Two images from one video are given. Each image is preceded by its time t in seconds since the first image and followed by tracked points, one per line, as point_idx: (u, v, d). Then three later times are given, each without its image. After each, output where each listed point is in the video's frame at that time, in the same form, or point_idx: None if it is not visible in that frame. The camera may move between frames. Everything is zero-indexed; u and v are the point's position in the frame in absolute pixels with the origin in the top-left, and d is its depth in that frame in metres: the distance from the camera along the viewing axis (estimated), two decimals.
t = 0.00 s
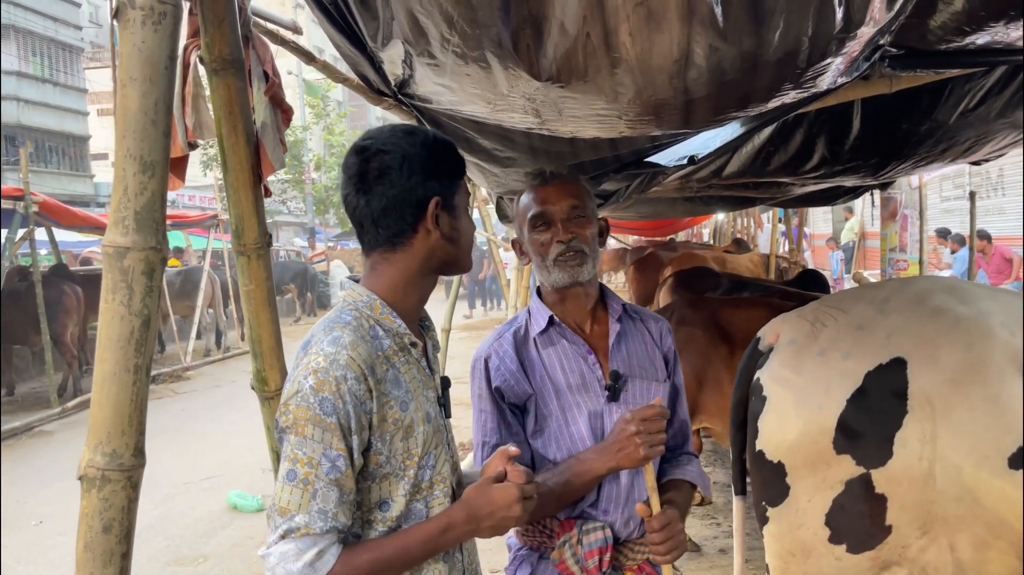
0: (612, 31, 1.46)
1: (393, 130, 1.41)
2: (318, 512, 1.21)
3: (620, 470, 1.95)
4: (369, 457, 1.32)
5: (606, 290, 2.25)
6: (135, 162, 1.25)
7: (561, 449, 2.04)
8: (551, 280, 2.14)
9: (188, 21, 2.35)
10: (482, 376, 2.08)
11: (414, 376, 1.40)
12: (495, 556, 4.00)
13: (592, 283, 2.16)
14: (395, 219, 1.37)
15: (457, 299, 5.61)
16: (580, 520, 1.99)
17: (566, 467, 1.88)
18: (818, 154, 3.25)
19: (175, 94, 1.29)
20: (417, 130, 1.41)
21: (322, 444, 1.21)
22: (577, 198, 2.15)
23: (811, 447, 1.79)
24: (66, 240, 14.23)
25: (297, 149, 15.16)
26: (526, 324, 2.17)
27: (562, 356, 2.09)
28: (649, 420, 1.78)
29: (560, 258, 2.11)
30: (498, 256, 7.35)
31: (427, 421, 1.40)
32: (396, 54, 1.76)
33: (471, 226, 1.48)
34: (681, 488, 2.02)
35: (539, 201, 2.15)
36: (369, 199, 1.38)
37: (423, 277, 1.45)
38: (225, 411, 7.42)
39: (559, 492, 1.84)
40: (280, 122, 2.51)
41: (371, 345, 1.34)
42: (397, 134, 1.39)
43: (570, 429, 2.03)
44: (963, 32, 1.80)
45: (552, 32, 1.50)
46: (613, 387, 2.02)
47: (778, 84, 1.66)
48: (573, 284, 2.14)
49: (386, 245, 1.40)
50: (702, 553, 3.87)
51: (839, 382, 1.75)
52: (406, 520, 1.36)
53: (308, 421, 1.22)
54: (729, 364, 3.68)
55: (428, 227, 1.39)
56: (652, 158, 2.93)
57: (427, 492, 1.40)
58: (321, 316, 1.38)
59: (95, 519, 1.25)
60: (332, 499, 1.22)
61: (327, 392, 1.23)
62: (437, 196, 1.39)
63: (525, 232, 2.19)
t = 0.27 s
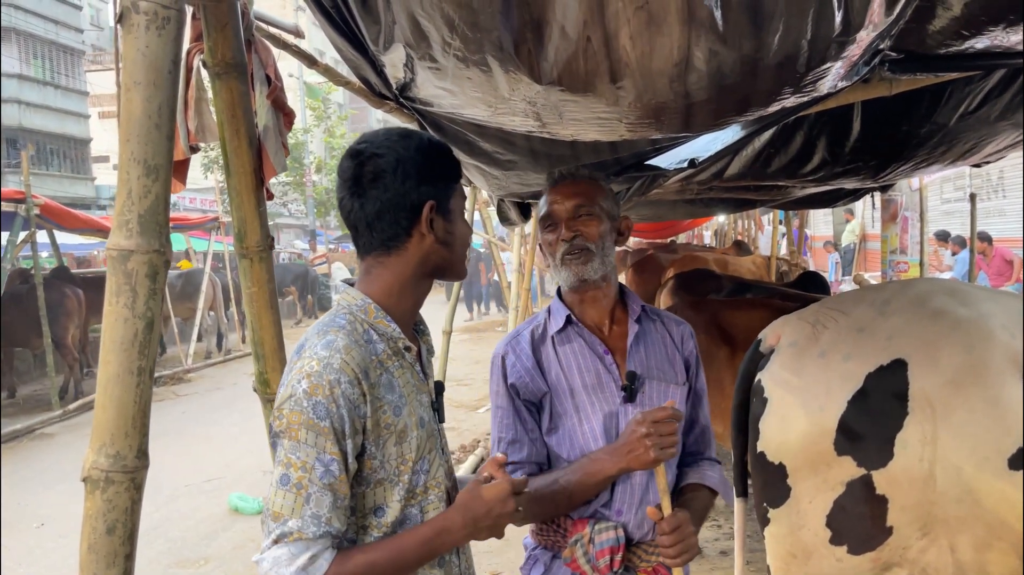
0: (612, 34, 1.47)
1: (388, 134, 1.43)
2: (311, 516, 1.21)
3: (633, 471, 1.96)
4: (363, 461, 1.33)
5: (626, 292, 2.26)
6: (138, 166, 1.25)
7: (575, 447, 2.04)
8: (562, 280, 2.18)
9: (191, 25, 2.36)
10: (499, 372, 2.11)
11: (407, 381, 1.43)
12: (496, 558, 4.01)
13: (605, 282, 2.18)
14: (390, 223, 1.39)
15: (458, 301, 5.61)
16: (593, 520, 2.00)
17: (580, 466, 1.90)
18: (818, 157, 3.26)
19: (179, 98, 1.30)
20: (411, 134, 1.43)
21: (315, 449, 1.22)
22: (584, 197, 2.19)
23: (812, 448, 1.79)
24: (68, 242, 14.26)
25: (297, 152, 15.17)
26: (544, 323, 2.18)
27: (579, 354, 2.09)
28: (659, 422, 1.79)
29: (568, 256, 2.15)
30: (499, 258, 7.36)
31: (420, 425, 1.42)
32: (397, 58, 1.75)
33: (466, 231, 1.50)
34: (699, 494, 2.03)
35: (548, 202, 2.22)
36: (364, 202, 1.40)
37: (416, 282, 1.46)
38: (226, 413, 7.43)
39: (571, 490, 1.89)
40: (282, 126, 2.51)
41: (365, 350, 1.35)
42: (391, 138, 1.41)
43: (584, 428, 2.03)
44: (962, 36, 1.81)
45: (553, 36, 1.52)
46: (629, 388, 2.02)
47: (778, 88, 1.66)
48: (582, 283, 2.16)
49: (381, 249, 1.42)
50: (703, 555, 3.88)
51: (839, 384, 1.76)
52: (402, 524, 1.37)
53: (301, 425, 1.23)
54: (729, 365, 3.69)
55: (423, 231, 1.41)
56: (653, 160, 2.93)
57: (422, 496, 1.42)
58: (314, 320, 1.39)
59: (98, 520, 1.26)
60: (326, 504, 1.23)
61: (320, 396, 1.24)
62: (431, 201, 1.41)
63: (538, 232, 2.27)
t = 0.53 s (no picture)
0: (612, 38, 1.48)
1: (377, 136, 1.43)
2: (298, 522, 1.22)
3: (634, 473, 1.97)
4: (350, 467, 1.34)
5: (633, 293, 2.26)
6: (142, 169, 1.26)
7: (576, 448, 2.06)
8: (571, 279, 2.19)
9: (193, 29, 2.37)
10: (504, 371, 2.15)
11: (395, 386, 1.42)
12: (497, 560, 4.01)
13: (613, 280, 2.18)
14: (377, 226, 1.40)
15: (458, 304, 5.62)
16: (592, 521, 2.01)
17: (579, 467, 1.92)
18: (817, 160, 3.27)
19: (182, 102, 1.31)
20: (400, 137, 1.43)
21: (302, 453, 1.23)
22: (592, 196, 2.21)
23: (812, 449, 1.80)
24: (68, 245, 14.26)
25: (297, 154, 15.18)
26: (550, 324, 2.19)
27: (583, 355, 2.10)
28: (654, 425, 1.79)
29: (576, 253, 2.17)
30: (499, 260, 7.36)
31: (408, 430, 1.42)
32: (398, 61, 1.75)
33: (456, 234, 1.51)
34: (705, 499, 2.02)
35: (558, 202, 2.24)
36: (351, 206, 1.41)
37: (406, 286, 1.48)
38: (226, 416, 7.43)
39: (571, 490, 1.90)
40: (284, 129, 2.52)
41: (352, 354, 1.36)
42: (379, 141, 1.42)
43: (586, 429, 2.05)
44: (960, 39, 1.81)
45: (553, 39, 1.53)
46: (631, 390, 2.02)
47: (777, 91, 1.67)
48: (592, 280, 2.16)
49: (369, 253, 1.43)
50: (703, 557, 3.88)
51: (840, 386, 1.76)
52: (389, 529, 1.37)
53: (287, 430, 1.24)
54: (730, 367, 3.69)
55: (411, 234, 1.42)
56: (652, 163, 2.92)
57: (409, 502, 1.42)
58: (302, 323, 1.39)
59: (101, 521, 1.26)
60: (312, 509, 1.23)
61: (306, 401, 1.25)
62: (420, 204, 1.42)
63: (547, 232, 2.29)
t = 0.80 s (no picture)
0: (611, 42, 1.49)
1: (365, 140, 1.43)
2: (284, 533, 1.22)
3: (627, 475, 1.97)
4: (335, 475, 1.34)
5: (630, 296, 2.26)
6: (144, 172, 1.27)
7: (570, 450, 2.07)
8: (566, 282, 2.21)
9: (195, 32, 2.38)
10: (500, 372, 2.14)
11: (380, 393, 1.43)
12: (497, 563, 4.00)
13: (608, 282, 2.20)
14: (365, 231, 1.41)
15: (458, 306, 5.61)
16: (585, 522, 2.02)
17: (570, 469, 1.92)
18: (816, 162, 3.28)
19: (184, 105, 1.31)
20: (388, 141, 1.44)
21: (288, 462, 1.23)
22: (588, 199, 2.22)
23: (811, 451, 1.80)
24: (68, 247, 14.26)
25: (297, 157, 15.19)
26: (547, 326, 2.19)
27: (579, 357, 2.10)
28: (644, 428, 1.80)
29: (571, 255, 2.19)
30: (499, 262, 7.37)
31: (393, 438, 1.44)
32: (399, 64, 1.76)
33: (445, 238, 1.51)
34: (698, 502, 2.03)
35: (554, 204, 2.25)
36: (338, 211, 1.42)
37: (392, 296, 1.49)
38: (226, 418, 7.43)
39: (563, 491, 1.90)
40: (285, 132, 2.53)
41: (338, 360, 1.36)
42: (367, 145, 1.42)
43: (580, 432, 2.06)
44: (958, 42, 1.82)
45: (553, 43, 1.54)
46: (627, 394, 2.05)
47: (776, 94, 1.68)
48: (588, 283, 2.18)
49: (356, 258, 1.44)
50: (703, 559, 3.88)
51: (839, 388, 1.77)
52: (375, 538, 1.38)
53: (273, 438, 1.23)
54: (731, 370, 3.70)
55: (399, 240, 1.43)
56: (652, 165, 2.93)
57: (394, 511, 1.43)
58: (286, 328, 1.39)
59: (103, 522, 1.27)
60: (299, 519, 1.23)
61: (293, 409, 1.25)
62: (408, 209, 1.43)
63: (543, 235, 2.30)
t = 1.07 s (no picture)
0: (611, 44, 1.49)
1: (354, 143, 1.44)
2: (282, 539, 1.22)
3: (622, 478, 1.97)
4: (331, 480, 1.34)
5: (624, 301, 2.27)
6: (145, 175, 1.27)
7: (564, 455, 2.07)
8: (562, 287, 2.19)
9: (197, 35, 2.39)
10: (493, 378, 2.14)
11: (375, 397, 1.43)
12: (497, 565, 4.00)
13: (604, 288, 2.19)
14: (355, 235, 1.41)
15: (458, 309, 5.61)
16: (578, 526, 2.02)
17: (564, 472, 1.91)
18: (816, 165, 3.28)
19: (185, 108, 1.32)
20: (377, 144, 1.44)
21: (285, 467, 1.23)
22: (586, 204, 2.22)
23: (812, 454, 1.80)
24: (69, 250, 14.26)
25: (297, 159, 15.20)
26: (541, 330, 2.19)
27: (573, 364, 2.11)
28: (638, 430, 1.80)
29: (567, 260, 2.17)
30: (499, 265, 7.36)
31: (388, 442, 1.44)
32: (399, 67, 1.76)
33: (435, 240, 1.51)
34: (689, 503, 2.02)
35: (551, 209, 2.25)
36: (328, 214, 1.41)
37: (384, 298, 1.48)
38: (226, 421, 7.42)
39: (556, 494, 1.90)
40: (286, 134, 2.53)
41: (333, 364, 1.36)
42: (356, 148, 1.42)
43: (574, 438, 2.06)
44: (958, 44, 1.83)
45: (553, 45, 1.54)
46: (620, 400, 2.05)
47: (775, 97, 1.68)
48: (584, 288, 2.17)
49: (347, 261, 1.44)
50: (703, 562, 3.87)
51: (839, 390, 1.77)
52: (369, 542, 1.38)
53: (270, 443, 1.23)
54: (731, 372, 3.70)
55: (390, 242, 1.43)
56: (653, 168, 2.95)
57: (389, 515, 1.43)
58: (280, 330, 1.40)
59: (104, 524, 1.27)
60: (296, 525, 1.23)
61: (289, 413, 1.25)
62: (399, 212, 1.43)
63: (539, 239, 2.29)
